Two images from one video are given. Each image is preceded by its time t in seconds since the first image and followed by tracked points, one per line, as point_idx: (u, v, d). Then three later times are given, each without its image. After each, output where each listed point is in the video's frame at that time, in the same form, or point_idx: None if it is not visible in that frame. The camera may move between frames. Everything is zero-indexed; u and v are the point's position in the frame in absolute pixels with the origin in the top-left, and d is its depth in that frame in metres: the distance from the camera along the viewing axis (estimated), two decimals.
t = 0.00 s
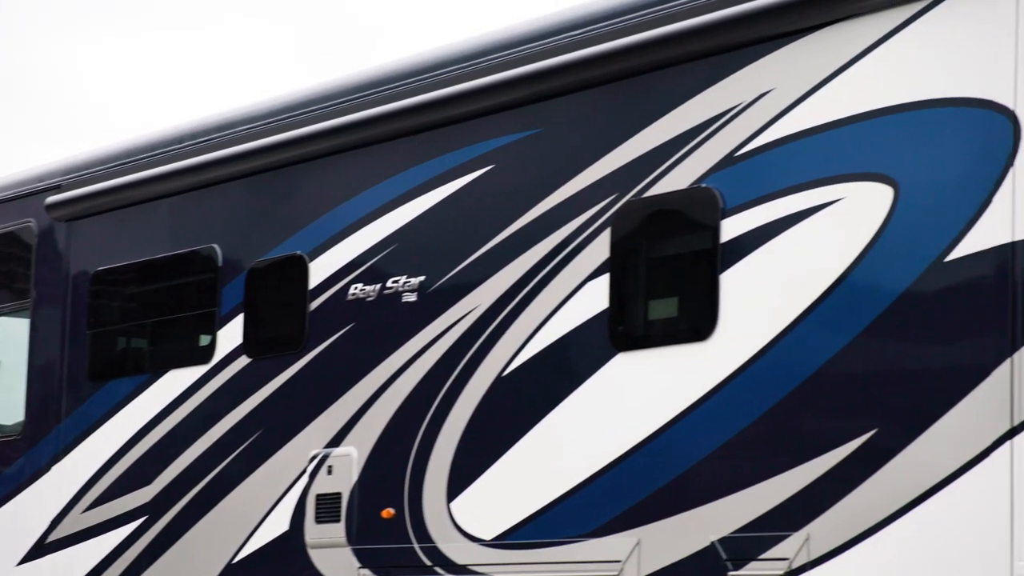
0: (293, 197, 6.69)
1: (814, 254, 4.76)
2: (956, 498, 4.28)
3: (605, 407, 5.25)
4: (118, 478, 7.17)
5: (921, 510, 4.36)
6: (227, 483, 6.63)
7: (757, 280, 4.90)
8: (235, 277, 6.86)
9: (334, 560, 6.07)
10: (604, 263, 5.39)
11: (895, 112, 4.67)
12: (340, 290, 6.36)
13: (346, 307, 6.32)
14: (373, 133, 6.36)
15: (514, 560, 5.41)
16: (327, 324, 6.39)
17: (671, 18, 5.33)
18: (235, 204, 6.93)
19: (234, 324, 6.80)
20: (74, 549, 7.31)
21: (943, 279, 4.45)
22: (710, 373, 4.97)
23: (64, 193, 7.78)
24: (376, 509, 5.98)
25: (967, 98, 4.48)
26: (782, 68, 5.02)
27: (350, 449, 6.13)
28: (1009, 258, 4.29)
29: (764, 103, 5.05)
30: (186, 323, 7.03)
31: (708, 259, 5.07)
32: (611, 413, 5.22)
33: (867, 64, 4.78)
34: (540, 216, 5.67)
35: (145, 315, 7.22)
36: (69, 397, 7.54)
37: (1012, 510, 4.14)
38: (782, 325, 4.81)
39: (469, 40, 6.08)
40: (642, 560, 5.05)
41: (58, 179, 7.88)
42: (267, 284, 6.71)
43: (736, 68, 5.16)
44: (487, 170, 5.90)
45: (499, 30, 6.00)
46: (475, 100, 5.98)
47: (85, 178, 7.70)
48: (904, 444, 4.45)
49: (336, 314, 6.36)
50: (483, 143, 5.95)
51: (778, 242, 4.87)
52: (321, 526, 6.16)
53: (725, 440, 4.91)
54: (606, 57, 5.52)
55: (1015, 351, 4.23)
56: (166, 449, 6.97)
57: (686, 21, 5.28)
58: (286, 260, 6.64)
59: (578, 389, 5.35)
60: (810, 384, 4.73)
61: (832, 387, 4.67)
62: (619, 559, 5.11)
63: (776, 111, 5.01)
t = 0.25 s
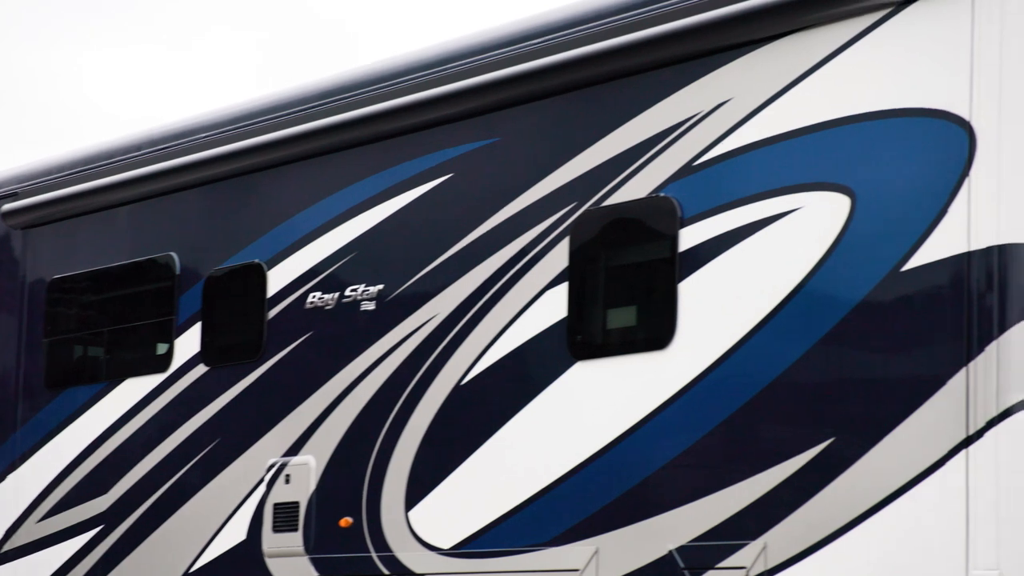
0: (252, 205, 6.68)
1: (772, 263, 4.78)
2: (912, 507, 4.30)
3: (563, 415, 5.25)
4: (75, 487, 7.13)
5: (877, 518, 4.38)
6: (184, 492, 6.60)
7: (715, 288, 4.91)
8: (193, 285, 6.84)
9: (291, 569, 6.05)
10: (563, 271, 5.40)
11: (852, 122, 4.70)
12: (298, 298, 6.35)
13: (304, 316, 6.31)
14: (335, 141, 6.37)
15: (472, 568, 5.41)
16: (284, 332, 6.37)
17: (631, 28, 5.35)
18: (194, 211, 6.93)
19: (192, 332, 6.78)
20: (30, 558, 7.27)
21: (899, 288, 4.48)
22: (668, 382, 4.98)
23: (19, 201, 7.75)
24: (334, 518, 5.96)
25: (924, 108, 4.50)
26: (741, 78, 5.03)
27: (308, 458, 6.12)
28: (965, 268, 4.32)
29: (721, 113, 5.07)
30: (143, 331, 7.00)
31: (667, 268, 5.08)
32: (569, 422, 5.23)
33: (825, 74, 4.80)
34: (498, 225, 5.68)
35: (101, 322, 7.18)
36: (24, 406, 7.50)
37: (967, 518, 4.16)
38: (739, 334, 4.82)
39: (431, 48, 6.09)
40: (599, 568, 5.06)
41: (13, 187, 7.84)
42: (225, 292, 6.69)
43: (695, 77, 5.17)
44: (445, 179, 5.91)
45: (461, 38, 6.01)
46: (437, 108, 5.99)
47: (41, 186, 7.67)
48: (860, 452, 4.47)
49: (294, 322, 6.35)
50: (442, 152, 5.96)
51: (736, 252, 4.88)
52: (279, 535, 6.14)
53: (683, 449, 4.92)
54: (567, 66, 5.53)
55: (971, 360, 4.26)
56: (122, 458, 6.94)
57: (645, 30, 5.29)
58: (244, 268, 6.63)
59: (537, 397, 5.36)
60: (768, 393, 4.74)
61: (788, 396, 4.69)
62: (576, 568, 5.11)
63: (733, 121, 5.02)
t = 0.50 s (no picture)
0: (211, 214, 6.67)
1: (729, 273, 4.79)
2: (868, 517, 4.32)
3: (521, 425, 5.26)
4: (30, 498, 7.09)
5: (833, 528, 4.40)
6: (140, 503, 6.57)
7: (673, 298, 4.92)
8: (150, 294, 6.83)
9: None
10: (521, 281, 5.40)
11: (808, 133, 4.72)
12: (256, 307, 6.33)
13: (262, 325, 6.29)
14: (295, 149, 6.37)
15: None
16: (242, 341, 6.36)
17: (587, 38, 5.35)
18: (153, 220, 6.91)
19: (149, 342, 6.76)
20: None
21: (856, 299, 4.50)
22: (625, 392, 4.99)
23: None
24: (291, 528, 5.95)
25: (880, 120, 4.52)
26: (698, 89, 5.05)
27: (265, 468, 6.10)
28: (920, 278, 4.35)
29: (678, 124, 5.08)
30: (100, 340, 6.98)
31: (625, 278, 5.09)
32: (527, 432, 5.23)
33: (781, 85, 4.82)
34: (456, 235, 5.67)
35: (57, 331, 7.16)
36: None
37: (921, 528, 4.18)
38: (696, 344, 4.83)
39: (382, 58, 6.06)
40: None
41: None
42: (182, 301, 6.67)
43: (653, 88, 5.19)
44: (403, 188, 5.91)
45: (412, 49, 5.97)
46: (398, 116, 5.99)
47: None
48: (817, 463, 4.48)
49: (252, 332, 6.34)
50: (401, 161, 5.96)
51: (693, 262, 4.89)
52: (236, 545, 6.12)
53: (640, 459, 4.93)
54: (528, 75, 5.56)
55: (926, 370, 4.28)
56: (78, 468, 6.90)
57: (603, 40, 5.31)
58: (201, 277, 6.62)
59: (494, 407, 5.36)
60: (725, 403, 4.75)
61: (745, 406, 4.70)
62: None
63: (690, 132, 5.04)
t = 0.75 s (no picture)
0: (168, 221, 6.65)
1: (686, 281, 4.80)
2: (822, 526, 4.34)
3: (477, 434, 5.26)
4: None
5: (788, 537, 4.41)
6: (94, 511, 6.54)
7: (630, 307, 4.93)
8: (105, 302, 6.81)
9: None
10: (479, 289, 5.40)
11: (765, 143, 4.73)
12: (213, 315, 6.32)
13: (219, 333, 6.27)
14: (255, 156, 6.37)
15: None
16: (199, 349, 6.34)
17: (550, 45, 5.37)
18: (111, 227, 6.89)
19: (105, 350, 6.73)
20: None
21: (811, 308, 4.51)
22: (581, 401, 5.00)
23: None
24: (247, 537, 5.93)
25: (836, 130, 4.55)
26: (655, 98, 5.06)
27: (221, 476, 6.08)
28: (875, 289, 4.37)
29: (636, 133, 5.09)
30: (54, 349, 6.95)
31: (582, 287, 5.10)
32: (483, 441, 5.23)
33: (738, 95, 4.84)
34: (414, 243, 5.67)
35: (14, 339, 7.15)
36: None
37: (876, 537, 4.20)
38: (653, 353, 4.84)
39: (344, 66, 6.07)
40: None
41: None
42: (138, 309, 6.65)
43: (611, 96, 5.20)
44: (361, 197, 5.90)
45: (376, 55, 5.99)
46: (358, 124, 6.00)
47: None
48: (772, 472, 4.50)
49: (208, 340, 6.32)
50: (359, 169, 5.96)
51: (651, 271, 4.91)
52: (192, 553, 6.10)
53: (597, 467, 4.93)
54: (490, 82, 5.58)
55: (881, 380, 4.30)
56: (33, 476, 6.86)
57: (566, 48, 5.34)
58: (157, 285, 6.59)
59: (451, 416, 5.36)
60: (681, 413, 4.76)
61: (702, 415, 4.71)
62: None
63: (648, 141, 5.05)
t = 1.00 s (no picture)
0: (123, 226, 6.62)
1: (642, 288, 4.81)
2: (777, 531, 4.35)
3: (433, 440, 5.25)
4: None
5: (743, 543, 4.42)
6: (48, 517, 6.51)
7: (586, 313, 4.94)
8: (59, 307, 6.79)
9: None
10: (436, 295, 5.40)
11: (720, 150, 4.75)
12: (168, 320, 6.29)
13: (174, 338, 6.25)
14: (212, 160, 6.36)
15: None
16: (153, 355, 6.31)
17: (514, 50, 5.40)
18: (66, 231, 6.87)
19: (58, 355, 6.70)
20: None
21: (766, 315, 4.52)
22: (537, 407, 5.00)
23: None
24: (201, 543, 5.90)
25: (791, 137, 4.56)
26: (612, 104, 5.08)
27: (176, 482, 6.06)
28: (830, 296, 4.39)
29: (592, 140, 5.10)
30: (8, 354, 6.92)
31: (539, 293, 5.10)
32: (439, 447, 5.22)
33: (693, 103, 4.85)
34: (370, 249, 5.66)
35: None
36: None
37: (831, 543, 4.22)
38: (610, 359, 4.85)
39: (307, 70, 6.08)
40: None
41: None
42: (92, 314, 6.62)
43: (568, 102, 5.21)
44: (319, 202, 5.90)
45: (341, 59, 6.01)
46: (317, 128, 6.00)
47: None
48: (728, 477, 4.51)
49: (163, 345, 6.29)
50: (317, 175, 5.95)
51: (607, 277, 4.91)
52: (147, 560, 6.08)
53: (552, 473, 4.93)
54: (450, 87, 5.59)
55: (837, 386, 4.32)
56: None
57: (528, 53, 5.36)
58: (112, 290, 6.57)
59: (408, 422, 5.35)
60: (638, 419, 4.77)
61: (658, 421, 4.72)
62: None
63: (604, 148, 5.06)
